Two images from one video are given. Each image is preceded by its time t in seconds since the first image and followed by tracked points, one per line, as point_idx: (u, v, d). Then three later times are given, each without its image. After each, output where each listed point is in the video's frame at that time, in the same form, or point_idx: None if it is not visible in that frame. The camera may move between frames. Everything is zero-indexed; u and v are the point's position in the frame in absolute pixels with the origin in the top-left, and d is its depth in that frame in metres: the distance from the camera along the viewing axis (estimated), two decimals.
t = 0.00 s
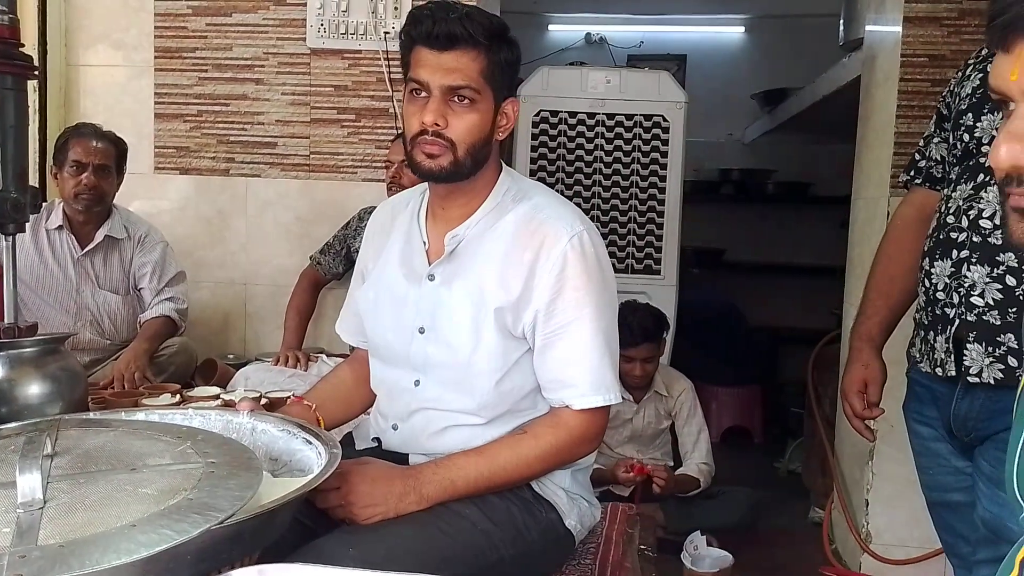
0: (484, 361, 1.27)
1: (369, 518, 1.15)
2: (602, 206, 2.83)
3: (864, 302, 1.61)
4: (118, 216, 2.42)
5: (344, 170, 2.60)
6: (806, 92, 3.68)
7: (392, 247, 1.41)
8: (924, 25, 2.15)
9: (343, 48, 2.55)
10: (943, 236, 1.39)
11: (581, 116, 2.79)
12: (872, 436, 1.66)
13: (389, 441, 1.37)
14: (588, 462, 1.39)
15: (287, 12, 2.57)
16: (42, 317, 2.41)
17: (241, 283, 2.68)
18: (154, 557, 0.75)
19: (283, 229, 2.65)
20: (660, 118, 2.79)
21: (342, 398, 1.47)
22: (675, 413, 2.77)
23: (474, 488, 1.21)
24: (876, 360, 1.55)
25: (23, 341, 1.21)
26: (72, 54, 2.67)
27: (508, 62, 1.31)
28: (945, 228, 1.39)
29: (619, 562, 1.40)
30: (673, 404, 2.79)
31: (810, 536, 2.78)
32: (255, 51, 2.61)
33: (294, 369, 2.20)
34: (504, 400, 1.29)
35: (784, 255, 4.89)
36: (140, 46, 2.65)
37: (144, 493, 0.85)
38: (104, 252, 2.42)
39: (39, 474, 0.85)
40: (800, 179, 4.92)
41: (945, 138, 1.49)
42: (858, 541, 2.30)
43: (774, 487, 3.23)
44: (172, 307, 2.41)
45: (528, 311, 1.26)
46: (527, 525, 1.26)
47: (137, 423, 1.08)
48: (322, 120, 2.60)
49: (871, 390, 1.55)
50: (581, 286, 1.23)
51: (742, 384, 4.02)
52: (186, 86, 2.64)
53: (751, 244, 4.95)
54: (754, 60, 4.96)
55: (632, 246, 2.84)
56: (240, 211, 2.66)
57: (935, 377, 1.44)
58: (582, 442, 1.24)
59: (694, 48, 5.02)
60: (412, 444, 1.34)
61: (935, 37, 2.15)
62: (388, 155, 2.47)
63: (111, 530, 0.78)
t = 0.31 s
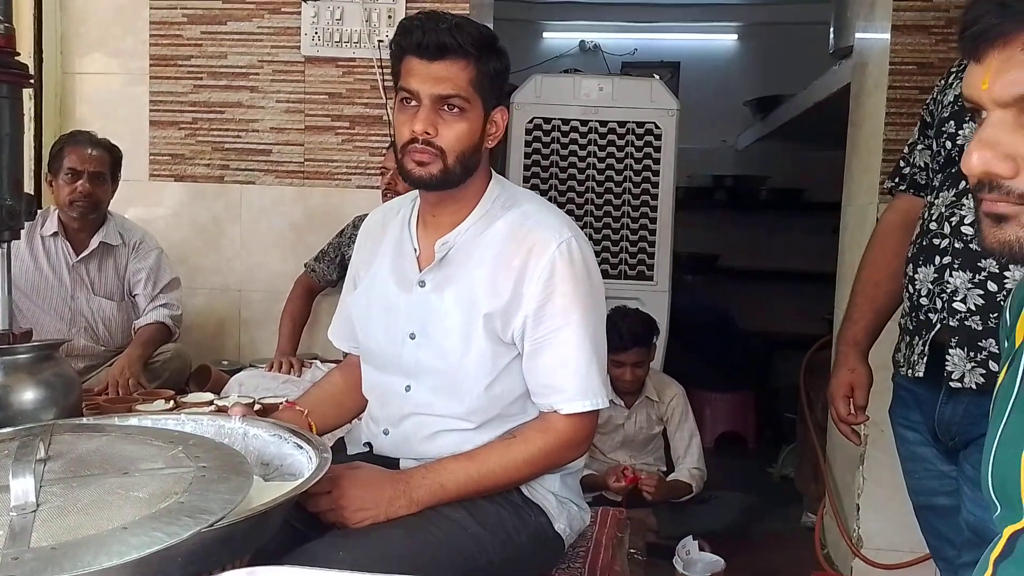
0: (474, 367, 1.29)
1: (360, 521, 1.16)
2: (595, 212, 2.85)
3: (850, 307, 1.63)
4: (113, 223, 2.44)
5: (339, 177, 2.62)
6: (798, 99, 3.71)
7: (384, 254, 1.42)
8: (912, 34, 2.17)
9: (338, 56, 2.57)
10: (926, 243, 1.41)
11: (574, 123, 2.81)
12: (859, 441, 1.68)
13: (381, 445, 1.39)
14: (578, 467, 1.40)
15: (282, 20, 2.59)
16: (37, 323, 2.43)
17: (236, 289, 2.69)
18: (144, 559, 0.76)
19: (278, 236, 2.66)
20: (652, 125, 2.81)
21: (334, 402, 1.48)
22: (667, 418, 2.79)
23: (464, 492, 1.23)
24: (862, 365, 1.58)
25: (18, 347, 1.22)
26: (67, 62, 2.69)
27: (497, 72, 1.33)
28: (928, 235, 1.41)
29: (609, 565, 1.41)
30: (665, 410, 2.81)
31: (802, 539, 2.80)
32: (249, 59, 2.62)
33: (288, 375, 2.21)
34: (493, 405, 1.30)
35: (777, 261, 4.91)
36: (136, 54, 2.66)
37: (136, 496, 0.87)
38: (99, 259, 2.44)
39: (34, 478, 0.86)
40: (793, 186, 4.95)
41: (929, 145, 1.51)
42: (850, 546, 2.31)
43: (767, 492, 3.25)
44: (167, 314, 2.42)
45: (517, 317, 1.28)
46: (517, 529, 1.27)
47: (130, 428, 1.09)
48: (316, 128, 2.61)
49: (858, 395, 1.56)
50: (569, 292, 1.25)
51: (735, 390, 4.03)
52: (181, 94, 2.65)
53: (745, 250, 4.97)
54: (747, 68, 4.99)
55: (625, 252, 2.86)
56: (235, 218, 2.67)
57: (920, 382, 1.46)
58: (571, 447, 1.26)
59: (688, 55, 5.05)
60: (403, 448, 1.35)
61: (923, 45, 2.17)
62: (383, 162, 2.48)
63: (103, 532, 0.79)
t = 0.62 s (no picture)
0: (476, 365, 1.30)
1: (363, 519, 1.18)
2: (600, 211, 2.86)
3: (850, 302, 1.63)
4: (120, 226, 2.46)
5: (344, 179, 2.63)
6: (803, 96, 3.70)
7: (386, 254, 1.44)
8: (914, 30, 2.17)
9: (342, 58, 2.59)
10: (925, 239, 1.42)
11: (578, 122, 2.82)
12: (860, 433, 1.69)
13: (384, 444, 1.40)
14: (580, 464, 1.42)
15: (286, 23, 2.61)
16: (46, 326, 2.45)
17: (242, 291, 2.71)
18: (150, 555, 0.78)
19: (284, 238, 2.68)
20: (656, 123, 2.82)
21: (337, 403, 1.50)
22: (673, 416, 2.79)
23: (467, 490, 1.24)
24: (863, 358, 1.58)
25: (27, 350, 1.24)
26: (75, 68, 2.71)
27: (496, 73, 1.34)
28: (926, 231, 1.42)
29: (612, 561, 1.42)
30: (671, 407, 2.81)
31: (809, 536, 2.80)
32: (254, 62, 2.64)
33: (294, 375, 2.23)
34: (495, 403, 1.31)
35: (784, 258, 4.91)
36: (142, 58, 2.69)
37: (141, 494, 0.88)
38: (107, 262, 2.46)
39: (41, 477, 0.88)
40: (799, 183, 4.94)
41: (927, 140, 1.52)
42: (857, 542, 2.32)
43: (774, 489, 3.25)
44: (175, 315, 2.44)
45: (518, 315, 1.29)
46: (519, 525, 1.29)
47: (137, 428, 1.11)
48: (321, 130, 2.63)
49: (860, 388, 1.57)
50: (569, 291, 1.26)
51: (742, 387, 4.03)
52: (187, 97, 2.67)
53: (751, 247, 4.97)
54: (752, 65, 5.00)
55: (630, 251, 2.86)
56: (241, 220, 2.69)
57: (921, 377, 1.47)
58: (572, 444, 1.27)
59: (692, 53, 5.05)
60: (406, 447, 1.36)
61: (925, 40, 2.17)
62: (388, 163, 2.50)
63: (109, 530, 0.81)
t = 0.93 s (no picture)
0: (469, 369, 1.32)
1: (356, 521, 1.19)
2: (600, 216, 2.87)
3: (850, 305, 1.61)
4: (122, 230, 2.48)
5: (345, 184, 2.65)
6: (803, 102, 3.71)
7: (382, 259, 1.45)
8: (912, 38, 2.17)
9: (343, 64, 2.60)
10: (915, 245, 1.44)
11: (577, 128, 2.84)
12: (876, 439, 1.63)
13: (380, 447, 1.42)
14: (573, 467, 1.43)
15: (288, 30, 2.63)
16: (49, 329, 2.47)
17: (244, 295, 2.73)
18: (144, 553, 0.79)
19: (285, 242, 2.69)
20: (656, 130, 2.83)
21: (338, 408, 1.51)
22: (671, 421, 2.80)
23: (460, 492, 1.25)
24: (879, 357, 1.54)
25: (29, 353, 1.26)
26: (79, 73, 2.74)
27: (490, 80, 1.36)
28: (916, 237, 1.44)
29: (605, 564, 1.43)
30: (670, 412, 2.82)
31: (807, 541, 2.80)
32: (256, 68, 2.66)
33: (294, 379, 2.24)
34: (489, 406, 1.33)
35: (785, 264, 4.92)
36: (146, 64, 2.71)
37: (137, 494, 0.90)
38: (109, 265, 2.48)
39: (38, 476, 0.89)
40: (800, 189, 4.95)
41: (919, 146, 1.54)
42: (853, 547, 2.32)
43: (773, 495, 3.25)
44: (176, 319, 2.46)
45: (511, 319, 1.31)
46: (513, 528, 1.30)
47: (135, 430, 1.13)
48: (322, 135, 2.64)
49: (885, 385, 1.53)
50: (562, 295, 1.28)
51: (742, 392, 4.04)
52: (190, 103, 2.70)
53: (752, 253, 4.97)
54: (753, 71, 5.01)
55: (629, 256, 2.88)
56: (242, 224, 2.71)
57: (912, 382, 1.48)
58: (565, 447, 1.28)
59: (694, 59, 5.07)
60: (401, 450, 1.38)
61: (923, 48, 2.17)
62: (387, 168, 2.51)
63: (105, 528, 0.82)
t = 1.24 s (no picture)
0: (467, 367, 1.33)
1: (354, 517, 1.21)
2: (600, 217, 2.88)
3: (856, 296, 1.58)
4: (125, 228, 2.50)
5: (346, 184, 2.66)
6: (804, 105, 3.71)
7: (381, 259, 1.47)
8: (912, 42, 2.18)
9: (345, 65, 2.61)
10: (910, 248, 1.46)
11: (579, 130, 2.84)
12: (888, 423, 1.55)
13: (377, 445, 1.43)
14: (569, 466, 1.44)
15: (291, 31, 2.64)
16: (52, 326, 2.49)
17: (246, 294, 2.74)
18: (142, 545, 0.81)
19: (286, 241, 2.70)
20: (656, 132, 2.84)
21: (337, 408, 1.53)
22: (670, 421, 2.81)
23: (457, 490, 1.26)
24: (896, 341, 1.50)
25: (31, 349, 1.27)
26: (83, 72, 2.76)
27: (489, 82, 1.37)
28: (912, 240, 1.46)
29: (601, 563, 1.44)
30: (669, 413, 2.83)
31: (805, 543, 2.81)
32: (259, 68, 2.67)
33: (295, 377, 2.25)
34: (486, 404, 1.34)
35: (785, 267, 4.93)
36: (149, 63, 2.73)
37: (137, 487, 0.91)
38: (111, 264, 2.50)
39: (39, 470, 0.91)
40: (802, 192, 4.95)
41: (914, 149, 1.56)
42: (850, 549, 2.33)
43: (771, 497, 3.25)
44: (178, 317, 2.48)
45: (509, 318, 1.32)
46: (509, 526, 1.31)
47: (136, 425, 1.14)
48: (324, 135, 2.66)
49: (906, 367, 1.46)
50: (558, 294, 1.29)
51: (742, 394, 4.04)
52: (193, 103, 2.71)
53: (753, 256, 4.98)
54: (755, 75, 5.02)
55: (629, 258, 2.89)
56: (244, 224, 2.72)
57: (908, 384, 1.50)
58: (561, 445, 1.29)
59: (696, 62, 5.08)
60: (398, 447, 1.39)
61: (922, 52, 2.18)
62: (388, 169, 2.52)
63: (104, 521, 0.84)
